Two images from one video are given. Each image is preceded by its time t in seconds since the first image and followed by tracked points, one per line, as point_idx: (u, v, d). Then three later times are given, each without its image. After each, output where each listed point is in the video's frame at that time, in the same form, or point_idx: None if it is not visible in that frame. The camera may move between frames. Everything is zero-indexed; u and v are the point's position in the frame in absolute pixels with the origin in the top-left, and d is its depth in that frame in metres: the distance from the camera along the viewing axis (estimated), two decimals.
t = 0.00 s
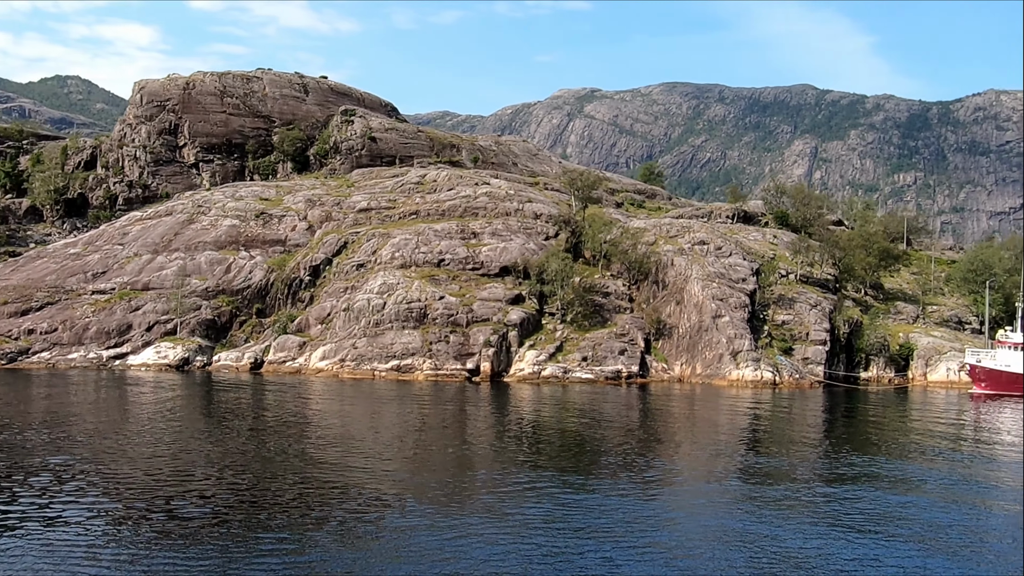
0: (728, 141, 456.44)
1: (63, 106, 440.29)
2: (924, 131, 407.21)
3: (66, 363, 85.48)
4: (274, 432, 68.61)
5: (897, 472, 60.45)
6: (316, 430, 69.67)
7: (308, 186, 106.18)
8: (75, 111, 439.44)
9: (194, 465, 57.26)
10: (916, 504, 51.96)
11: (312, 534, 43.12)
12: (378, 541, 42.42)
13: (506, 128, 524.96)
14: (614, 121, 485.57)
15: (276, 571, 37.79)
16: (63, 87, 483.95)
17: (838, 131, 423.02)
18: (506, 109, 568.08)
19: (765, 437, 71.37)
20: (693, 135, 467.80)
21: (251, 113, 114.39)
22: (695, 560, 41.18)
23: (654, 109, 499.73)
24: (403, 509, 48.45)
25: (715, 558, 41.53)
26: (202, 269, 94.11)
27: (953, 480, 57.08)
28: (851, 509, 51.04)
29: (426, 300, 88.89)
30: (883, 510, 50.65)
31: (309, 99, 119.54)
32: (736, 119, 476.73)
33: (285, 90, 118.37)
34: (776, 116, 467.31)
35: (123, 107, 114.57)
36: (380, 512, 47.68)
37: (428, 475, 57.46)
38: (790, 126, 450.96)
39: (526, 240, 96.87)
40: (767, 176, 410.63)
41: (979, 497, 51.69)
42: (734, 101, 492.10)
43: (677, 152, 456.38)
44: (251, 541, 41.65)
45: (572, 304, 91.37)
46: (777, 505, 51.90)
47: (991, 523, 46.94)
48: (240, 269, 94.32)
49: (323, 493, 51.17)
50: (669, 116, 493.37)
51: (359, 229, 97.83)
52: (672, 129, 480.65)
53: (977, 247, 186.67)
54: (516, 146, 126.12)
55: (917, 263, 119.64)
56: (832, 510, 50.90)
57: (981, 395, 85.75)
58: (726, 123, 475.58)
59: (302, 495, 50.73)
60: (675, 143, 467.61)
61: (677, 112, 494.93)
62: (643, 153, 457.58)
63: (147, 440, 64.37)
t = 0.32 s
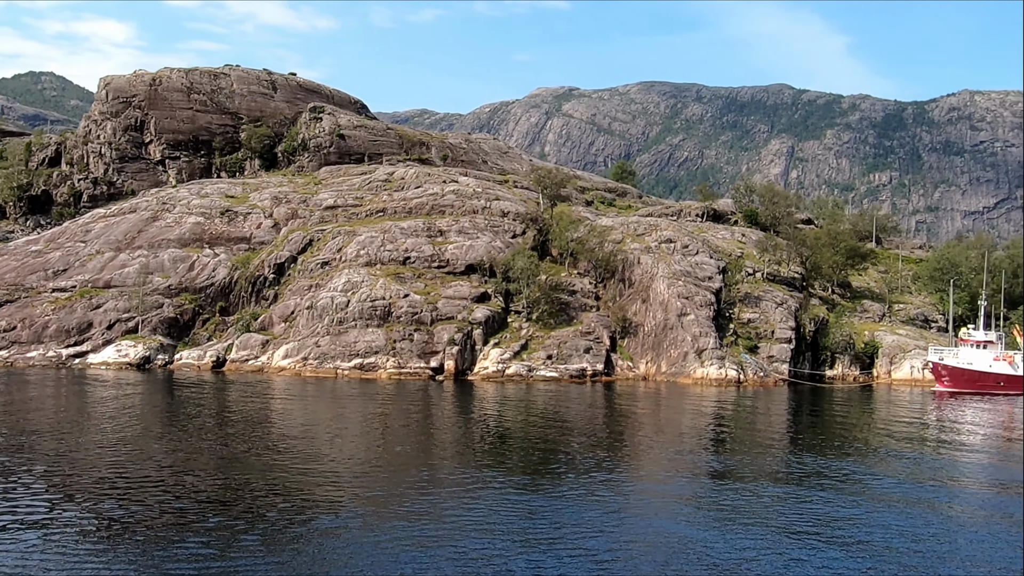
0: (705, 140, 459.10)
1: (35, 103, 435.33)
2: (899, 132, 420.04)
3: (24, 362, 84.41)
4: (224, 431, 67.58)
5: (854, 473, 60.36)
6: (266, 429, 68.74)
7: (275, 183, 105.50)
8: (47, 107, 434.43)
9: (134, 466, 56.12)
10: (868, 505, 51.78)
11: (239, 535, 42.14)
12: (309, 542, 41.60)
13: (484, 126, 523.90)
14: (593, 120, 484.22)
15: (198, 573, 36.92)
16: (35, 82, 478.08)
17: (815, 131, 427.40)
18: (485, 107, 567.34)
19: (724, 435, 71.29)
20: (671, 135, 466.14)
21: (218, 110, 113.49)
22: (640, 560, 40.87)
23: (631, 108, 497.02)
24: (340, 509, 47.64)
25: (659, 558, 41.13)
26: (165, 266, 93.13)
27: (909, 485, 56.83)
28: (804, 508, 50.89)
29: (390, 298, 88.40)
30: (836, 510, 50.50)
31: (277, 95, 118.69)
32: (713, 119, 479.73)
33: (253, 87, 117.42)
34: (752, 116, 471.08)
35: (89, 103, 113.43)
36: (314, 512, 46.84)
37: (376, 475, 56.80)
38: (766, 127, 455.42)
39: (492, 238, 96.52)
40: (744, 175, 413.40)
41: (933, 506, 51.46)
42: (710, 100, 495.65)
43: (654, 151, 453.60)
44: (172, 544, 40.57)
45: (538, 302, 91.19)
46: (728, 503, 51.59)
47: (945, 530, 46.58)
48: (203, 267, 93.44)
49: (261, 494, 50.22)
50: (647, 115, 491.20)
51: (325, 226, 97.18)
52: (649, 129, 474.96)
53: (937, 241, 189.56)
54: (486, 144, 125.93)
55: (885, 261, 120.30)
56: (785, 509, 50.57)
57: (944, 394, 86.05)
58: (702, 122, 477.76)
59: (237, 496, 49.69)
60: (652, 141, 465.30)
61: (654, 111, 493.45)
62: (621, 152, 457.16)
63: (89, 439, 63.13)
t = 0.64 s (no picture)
0: (683, 140, 460.55)
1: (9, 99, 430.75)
2: (876, 131, 423.77)
3: None
4: (178, 429, 66.64)
5: (813, 470, 60.20)
6: (222, 427, 67.76)
7: (242, 181, 104.79)
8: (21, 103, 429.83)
9: (79, 464, 55.09)
10: (824, 502, 51.62)
11: (170, 535, 41.18)
12: (245, 539, 40.81)
13: (462, 124, 522.52)
14: (572, 119, 484.52)
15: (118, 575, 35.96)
16: (9, 78, 472.56)
17: (793, 131, 432.01)
18: (465, 105, 566.52)
19: (685, 434, 71.15)
20: (649, 133, 469.57)
21: (186, 107, 112.70)
22: (589, 556, 40.42)
23: (610, 106, 497.77)
24: (284, 506, 46.91)
25: (604, 554, 40.64)
26: (128, 264, 92.06)
27: (872, 484, 56.38)
28: (758, 505, 50.62)
29: (355, 296, 87.90)
30: (791, 507, 50.28)
31: (246, 92, 118.03)
32: (692, 118, 482.45)
33: (222, 84, 116.68)
34: (730, 116, 474.57)
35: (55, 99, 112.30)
36: (256, 510, 45.97)
37: (327, 472, 56.00)
38: (744, 127, 458.43)
39: (460, 237, 96.15)
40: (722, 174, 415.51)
41: (891, 505, 51.11)
42: (688, 100, 498.75)
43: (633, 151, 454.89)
44: (99, 545, 39.61)
45: (505, 301, 90.95)
46: (681, 499, 51.45)
47: (901, 531, 46.10)
48: (167, 264, 92.53)
49: (203, 492, 49.24)
50: (624, 113, 492.53)
51: (291, 224, 96.54)
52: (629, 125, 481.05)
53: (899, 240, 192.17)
54: (458, 142, 125.93)
55: (854, 260, 120.79)
56: (740, 506, 50.30)
57: (909, 392, 86.15)
58: (681, 121, 480.19)
59: (180, 493, 48.76)
60: (630, 140, 467.27)
61: (633, 111, 495.41)
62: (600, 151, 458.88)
63: (35, 437, 61.92)
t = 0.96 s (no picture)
0: (664, 139, 461.88)
1: None
2: (857, 131, 426.76)
3: None
4: (138, 429, 65.86)
5: (775, 468, 59.84)
6: (180, 426, 66.92)
7: (213, 179, 104.14)
8: None
9: (32, 463, 54.32)
10: (783, 501, 51.15)
11: (106, 536, 40.42)
12: (176, 540, 39.97)
13: (445, 123, 521.25)
14: (554, 118, 484.60)
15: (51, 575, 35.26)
16: None
17: (775, 131, 434.76)
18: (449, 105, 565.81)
19: (649, 433, 70.85)
20: (631, 132, 470.79)
21: (157, 104, 112.07)
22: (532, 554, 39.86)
23: (594, 106, 496.51)
24: (233, 506, 46.29)
25: (554, 552, 40.13)
26: (95, 263, 91.19)
27: (839, 484, 55.71)
28: (714, 504, 50.16)
29: (323, 295, 87.34)
30: (745, 505, 49.99)
31: (219, 90, 117.57)
32: (674, 118, 484.61)
33: (194, 81, 116.12)
34: (713, 117, 477.52)
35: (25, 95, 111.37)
36: (195, 509, 45.13)
37: (282, 472, 55.22)
38: (727, 126, 460.61)
39: (431, 235, 95.71)
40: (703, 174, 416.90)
41: (854, 506, 50.55)
42: (671, 100, 501.25)
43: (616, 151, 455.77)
44: (38, 545, 38.91)
45: (475, 299, 90.60)
46: (635, 496, 51.23)
47: (863, 531, 45.30)
48: (135, 263, 91.76)
49: (152, 492, 48.52)
50: (607, 112, 490.41)
51: (262, 222, 95.92)
52: (611, 126, 477.67)
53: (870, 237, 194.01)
54: (434, 142, 125.97)
55: (828, 259, 121.07)
56: (693, 505, 49.85)
57: (880, 390, 85.98)
58: (664, 121, 482.03)
59: (121, 494, 47.85)
60: (613, 140, 463.95)
61: (616, 110, 494.54)
62: (582, 150, 460.58)
63: None
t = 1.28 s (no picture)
0: (649, 138, 462.65)
1: None
2: (840, 131, 429.66)
3: None
4: (100, 429, 65.02)
5: (740, 467, 59.54)
6: (143, 427, 66.11)
7: (185, 178, 103.53)
8: None
9: None
10: (744, 500, 50.82)
11: (48, 538, 39.73)
12: (117, 542, 39.30)
13: (428, 122, 519.84)
14: (538, 117, 484.68)
15: None
16: None
17: (758, 130, 437.30)
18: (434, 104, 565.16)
19: (615, 431, 70.62)
20: (616, 131, 471.11)
21: (129, 103, 111.64)
22: (479, 555, 39.34)
23: (577, 105, 499.49)
24: (184, 507, 45.62)
25: (504, 555, 39.56)
26: (63, 263, 90.35)
27: (804, 483, 55.44)
28: (671, 502, 49.87)
29: (293, 294, 86.72)
30: (703, 504, 49.68)
31: (191, 89, 117.18)
32: (658, 117, 485.88)
33: (166, 80, 115.79)
34: (696, 116, 479.76)
35: None
36: (144, 511, 44.46)
37: (241, 472, 54.64)
38: (710, 126, 462.05)
39: (404, 234, 95.22)
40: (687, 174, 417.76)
41: (815, 505, 50.26)
42: (654, 98, 502.92)
43: (600, 151, 456.12)
44: None
45: (447, 299, 90.18)
46: (592, 495, 50.96)
47: (819, 530, 44.95)
48: (104, 262, 91.01)
49: (103, 493, 47.81)
50: (591, 112, 493.00)
51: (233, 222, 95.28)
52: (595, 125, 479.68)
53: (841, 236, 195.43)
54: (410, 140, 126.44)
55: (803, 258, 121.32)
56: (650, 504, 49.56)
57: (850, 388, 86.07)
58: (648, 119, 483.19)
59: (71, 495, 47.19)
60: (597, 138, 467.18)
61: (599, 109, 496.32)
62: (567, 150, 461.00)
63: None
